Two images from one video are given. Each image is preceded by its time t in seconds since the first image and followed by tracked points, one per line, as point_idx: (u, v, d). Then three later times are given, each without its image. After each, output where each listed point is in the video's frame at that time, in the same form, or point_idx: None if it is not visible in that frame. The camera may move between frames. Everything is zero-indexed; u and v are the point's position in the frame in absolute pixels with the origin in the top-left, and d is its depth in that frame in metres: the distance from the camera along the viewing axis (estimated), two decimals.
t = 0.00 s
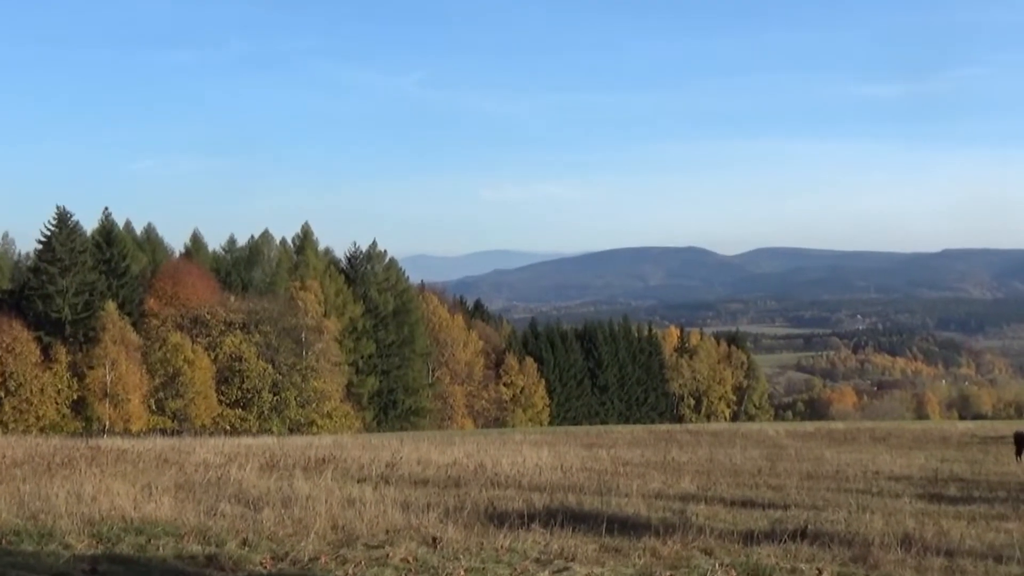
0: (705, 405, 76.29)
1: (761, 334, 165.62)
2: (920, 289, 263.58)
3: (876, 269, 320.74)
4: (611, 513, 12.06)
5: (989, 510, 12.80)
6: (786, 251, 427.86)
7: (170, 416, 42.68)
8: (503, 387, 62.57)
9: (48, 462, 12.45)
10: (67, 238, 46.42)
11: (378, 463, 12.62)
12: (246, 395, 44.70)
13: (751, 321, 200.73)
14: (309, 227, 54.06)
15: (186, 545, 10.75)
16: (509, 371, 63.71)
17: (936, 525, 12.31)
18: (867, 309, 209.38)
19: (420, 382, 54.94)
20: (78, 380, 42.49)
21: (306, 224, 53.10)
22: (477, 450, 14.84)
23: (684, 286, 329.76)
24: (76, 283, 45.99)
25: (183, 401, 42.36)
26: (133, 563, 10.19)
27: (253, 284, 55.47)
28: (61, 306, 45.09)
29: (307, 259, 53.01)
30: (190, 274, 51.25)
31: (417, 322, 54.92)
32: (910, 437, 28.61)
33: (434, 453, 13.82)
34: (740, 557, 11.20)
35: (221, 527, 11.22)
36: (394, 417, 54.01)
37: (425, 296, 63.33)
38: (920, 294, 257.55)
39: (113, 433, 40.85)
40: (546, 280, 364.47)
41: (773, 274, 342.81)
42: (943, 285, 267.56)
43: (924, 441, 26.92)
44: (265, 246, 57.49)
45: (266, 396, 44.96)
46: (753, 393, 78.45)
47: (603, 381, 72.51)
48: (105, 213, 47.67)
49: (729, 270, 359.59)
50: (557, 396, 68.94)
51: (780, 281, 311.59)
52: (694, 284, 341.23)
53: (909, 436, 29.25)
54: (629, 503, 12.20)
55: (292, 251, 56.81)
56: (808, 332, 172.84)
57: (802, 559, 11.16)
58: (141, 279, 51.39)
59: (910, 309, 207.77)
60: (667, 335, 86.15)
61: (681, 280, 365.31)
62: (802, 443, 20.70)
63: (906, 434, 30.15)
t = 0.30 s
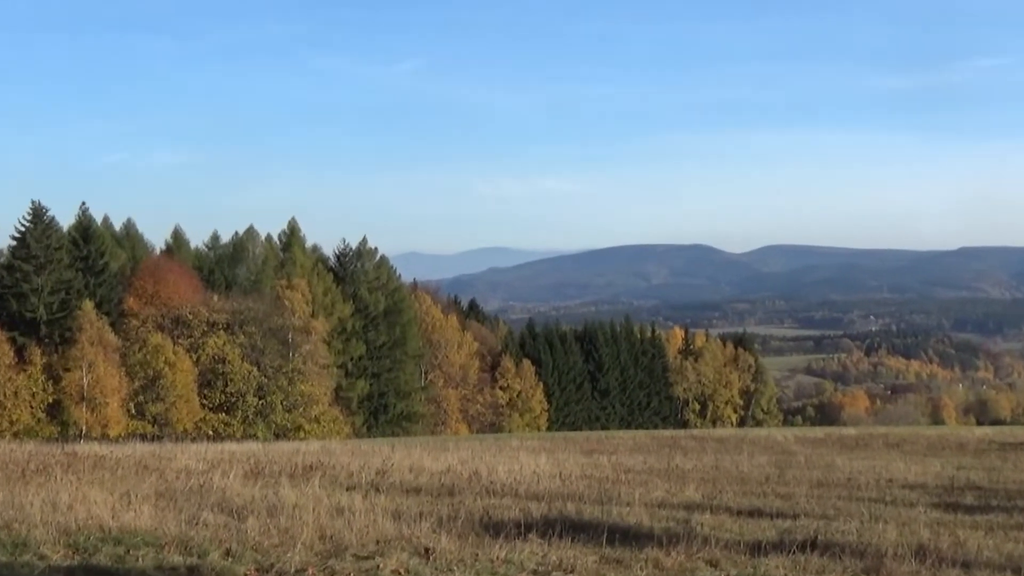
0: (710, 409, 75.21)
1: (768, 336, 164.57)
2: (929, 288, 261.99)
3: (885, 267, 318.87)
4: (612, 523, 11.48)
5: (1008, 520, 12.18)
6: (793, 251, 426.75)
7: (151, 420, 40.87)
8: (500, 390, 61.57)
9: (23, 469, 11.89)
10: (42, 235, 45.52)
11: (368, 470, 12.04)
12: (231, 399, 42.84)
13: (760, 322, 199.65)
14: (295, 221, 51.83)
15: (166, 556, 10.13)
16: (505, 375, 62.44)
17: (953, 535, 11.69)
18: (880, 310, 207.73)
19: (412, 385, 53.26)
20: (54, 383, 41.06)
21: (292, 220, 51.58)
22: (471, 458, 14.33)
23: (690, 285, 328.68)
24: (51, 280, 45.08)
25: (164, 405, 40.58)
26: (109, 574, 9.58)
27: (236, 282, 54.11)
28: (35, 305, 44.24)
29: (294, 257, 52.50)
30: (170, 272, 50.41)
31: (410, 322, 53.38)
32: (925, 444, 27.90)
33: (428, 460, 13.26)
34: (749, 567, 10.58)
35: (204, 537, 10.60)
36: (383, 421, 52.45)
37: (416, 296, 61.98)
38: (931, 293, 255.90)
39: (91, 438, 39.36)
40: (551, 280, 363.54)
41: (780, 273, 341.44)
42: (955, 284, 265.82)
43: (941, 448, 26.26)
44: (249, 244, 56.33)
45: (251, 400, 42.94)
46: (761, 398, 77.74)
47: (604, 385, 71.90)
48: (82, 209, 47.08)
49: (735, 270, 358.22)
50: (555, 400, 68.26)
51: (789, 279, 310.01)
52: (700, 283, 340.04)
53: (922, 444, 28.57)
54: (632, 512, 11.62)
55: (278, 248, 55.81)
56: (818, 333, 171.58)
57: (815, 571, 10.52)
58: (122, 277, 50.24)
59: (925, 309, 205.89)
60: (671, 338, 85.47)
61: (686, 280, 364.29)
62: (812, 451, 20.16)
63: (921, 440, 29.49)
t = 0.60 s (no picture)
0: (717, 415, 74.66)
1: (779, 338, 163.67)
2: (940, 289, 260.55)
3: (894, 266, 317.23)
4: (614, 533, 10.98)
5: None
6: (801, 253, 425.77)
7: (133, 425, 39.22)
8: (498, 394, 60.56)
9: None
10: (19, 231, 44.22)
11: (359, 478, 11.56)
12: (216, 404, 41.36)
13: (769, 324, 198.69)
14: (285, 217, 50.87)
15: (146, 567, 9.56)
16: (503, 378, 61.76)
17: (972, 547, 11.12)
18: (894, 312, 206.21)
19: (406, 389, 52.21)
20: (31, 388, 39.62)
21: (281, 216, 50.78)
22: (467, 464, 13.84)
23: (695, 286, 327.71)
24: (29, 279, 43.57)
25: (146, 410, 39.02)
26: None
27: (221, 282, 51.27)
28: (12, 305, 42.63)
29: (282, 254, 49.75)
30: (154, 271, 48.28)
31: (402, 324, 52.40)
32: (940, 451, 27.27)
33: (422, 466, 12.76)
34: None
35: (187, 547, 10.03)
36: (375, 427, 51.25)
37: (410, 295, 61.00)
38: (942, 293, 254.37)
39: (69, 443, 37.83)
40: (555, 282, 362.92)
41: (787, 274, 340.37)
42: (966, 285, 264.30)
43: (957, 455, 25.66)
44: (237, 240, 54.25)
45: (237, 404, 41.50)
46: (771, 403, 77.09)
47: (605, 389, 71.23)
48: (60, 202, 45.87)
49: (741, 272, 356.92)
50: (555, 405, 67.77)
51: (800, 278, 308.08)
52: (707, 283, 338.78)
53: (937, 450, 27.90)
54: (635, 523, 11.12)
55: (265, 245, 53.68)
56: (830, 335, 170.39)
57: None
58: (101, 274, 48.46)
59: (941, 310, 204.10)
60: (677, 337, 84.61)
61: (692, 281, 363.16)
62: (823, 458, 19.61)
63: (938, 446, 28.92)
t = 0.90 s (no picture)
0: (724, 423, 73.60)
1: (790, 342, 162.58)
2: (949, 290, 258.76)
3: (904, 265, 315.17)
4: (616, 547, 10.43)
5: None
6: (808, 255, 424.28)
7: (111, 434, 37.43)
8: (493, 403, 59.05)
9: None
10: None
11: (349, 489, 11.04)
12: (197, 412, 39.69)
13: (778, 327, 197.62)
14: (270, 216, 50.48)
15: None
16: (500, 386, 60.14)
17: (992, 559, 10.53)
18: (909, 315, 204.64)
19: (397, 396, 50.73)
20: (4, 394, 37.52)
21: (265, 215, 50.39)
22: (461, 475, 13.32)
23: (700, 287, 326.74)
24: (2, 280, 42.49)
25: (125, 419, 37.16)
26: None
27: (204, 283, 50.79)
28: None
29: (267, 255, 48.47)
30: (133, 271, 46.40)
31: (394, 327, 50.78)
32: (958, 462, 26.52)
33: (414, 477, 12.29)
34: None
35: (167, 561, 9.41)
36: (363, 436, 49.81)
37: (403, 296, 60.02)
38: (953, 293, 252.38)
39: (43, 453, 36.08)
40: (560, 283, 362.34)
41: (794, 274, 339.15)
42: (976, 286, 262.46)
43: (976, 466, 24.98)
44: (220, 238, 52.44)
45: (221, 412, 39.83)
46: (782, 410, 76.55)
47: (607, 396, 70.70)
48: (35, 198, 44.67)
49: (747, 274, 355.55)
50: (555, 412, 66.72)
51: (808, 281, 306.88)
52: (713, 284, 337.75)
53: (956, 461, 27.08)
54: (637, 535, 10.59)
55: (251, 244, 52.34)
56: (844, 339, 169.15)
57: None
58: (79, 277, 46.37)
59: (958, 312, 201.88)
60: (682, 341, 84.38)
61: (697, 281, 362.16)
62: (835, 468, 18.96)
63: (956, 456, 28.27)
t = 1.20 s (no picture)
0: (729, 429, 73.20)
1: (801, 346, 161.84)
2: (959, 292, 257.39)
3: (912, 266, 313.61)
4: (618, 560, 9.97)
5: None
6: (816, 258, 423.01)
7: (92, 444, 36.47)
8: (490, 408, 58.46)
9: None
10: None
11: (341, 502, 10.61)
12: (181, 421, 38.84)
13: (788, 331, 196.82)
14: (257, 216, 49.85)
15: None
16: (497, 391, 59.15)
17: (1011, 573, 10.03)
18: (924, 318, 203.27)
19: (388, 404, 49.91)
20: None
21: (253, 214, 49.98)
22: (458, 486, 12.90)
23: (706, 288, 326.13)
24: None
25: (107, 428, 36.27)
26: None
27: (189, 286, 50.59)
28: None
29: (255, 256, 47.84)
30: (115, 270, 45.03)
31: (386, 332, 50.27)
32: (975, 472, 25.99)
33: (408, 489, 11.93)
34: None
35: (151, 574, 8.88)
36: (356, 443, 48.86)
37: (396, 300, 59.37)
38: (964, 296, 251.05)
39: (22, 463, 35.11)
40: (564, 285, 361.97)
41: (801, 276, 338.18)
42: (986, 288, 261.04)
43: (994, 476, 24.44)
44: (206, 239, 51.17)
45: (206, 421, 39.00)
46: (792, 416, 75.27)
47: (609, 403, 70.29)
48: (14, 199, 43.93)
49: (753, 276, 354.77)
50: (555, 420, 66.07)
51: (815, 283, 305.92)
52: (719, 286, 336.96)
53: (973, 471, 26.49)
54: (641, 548, 10.14)
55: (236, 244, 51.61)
56: (857, 343, 168.29)
57: None
58: (57, 280, 45.84)
59: (974, 315, 200.49)
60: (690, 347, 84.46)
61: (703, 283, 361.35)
62: (846, 478, 18.48)
63: (973, 466, 27.72)
